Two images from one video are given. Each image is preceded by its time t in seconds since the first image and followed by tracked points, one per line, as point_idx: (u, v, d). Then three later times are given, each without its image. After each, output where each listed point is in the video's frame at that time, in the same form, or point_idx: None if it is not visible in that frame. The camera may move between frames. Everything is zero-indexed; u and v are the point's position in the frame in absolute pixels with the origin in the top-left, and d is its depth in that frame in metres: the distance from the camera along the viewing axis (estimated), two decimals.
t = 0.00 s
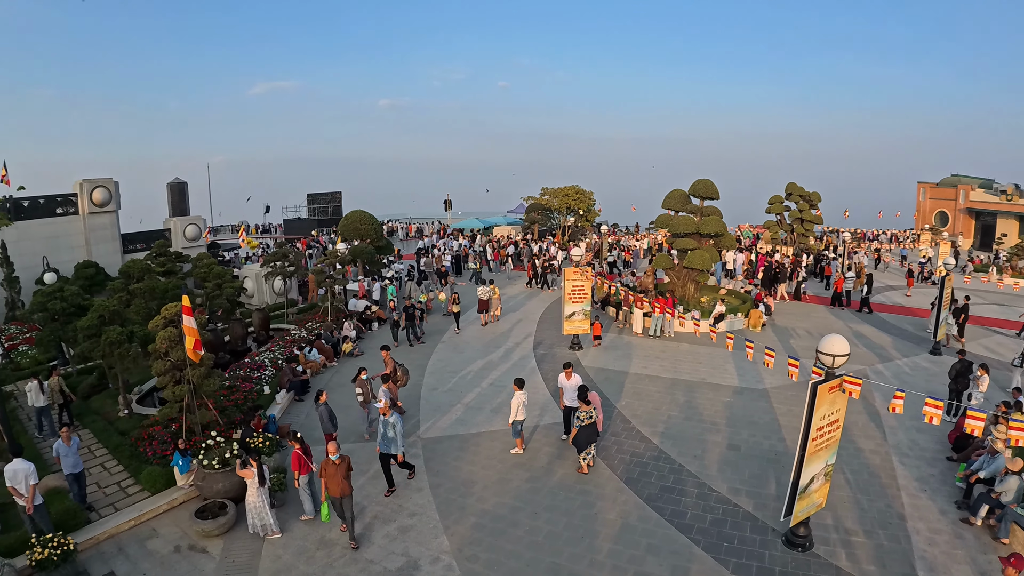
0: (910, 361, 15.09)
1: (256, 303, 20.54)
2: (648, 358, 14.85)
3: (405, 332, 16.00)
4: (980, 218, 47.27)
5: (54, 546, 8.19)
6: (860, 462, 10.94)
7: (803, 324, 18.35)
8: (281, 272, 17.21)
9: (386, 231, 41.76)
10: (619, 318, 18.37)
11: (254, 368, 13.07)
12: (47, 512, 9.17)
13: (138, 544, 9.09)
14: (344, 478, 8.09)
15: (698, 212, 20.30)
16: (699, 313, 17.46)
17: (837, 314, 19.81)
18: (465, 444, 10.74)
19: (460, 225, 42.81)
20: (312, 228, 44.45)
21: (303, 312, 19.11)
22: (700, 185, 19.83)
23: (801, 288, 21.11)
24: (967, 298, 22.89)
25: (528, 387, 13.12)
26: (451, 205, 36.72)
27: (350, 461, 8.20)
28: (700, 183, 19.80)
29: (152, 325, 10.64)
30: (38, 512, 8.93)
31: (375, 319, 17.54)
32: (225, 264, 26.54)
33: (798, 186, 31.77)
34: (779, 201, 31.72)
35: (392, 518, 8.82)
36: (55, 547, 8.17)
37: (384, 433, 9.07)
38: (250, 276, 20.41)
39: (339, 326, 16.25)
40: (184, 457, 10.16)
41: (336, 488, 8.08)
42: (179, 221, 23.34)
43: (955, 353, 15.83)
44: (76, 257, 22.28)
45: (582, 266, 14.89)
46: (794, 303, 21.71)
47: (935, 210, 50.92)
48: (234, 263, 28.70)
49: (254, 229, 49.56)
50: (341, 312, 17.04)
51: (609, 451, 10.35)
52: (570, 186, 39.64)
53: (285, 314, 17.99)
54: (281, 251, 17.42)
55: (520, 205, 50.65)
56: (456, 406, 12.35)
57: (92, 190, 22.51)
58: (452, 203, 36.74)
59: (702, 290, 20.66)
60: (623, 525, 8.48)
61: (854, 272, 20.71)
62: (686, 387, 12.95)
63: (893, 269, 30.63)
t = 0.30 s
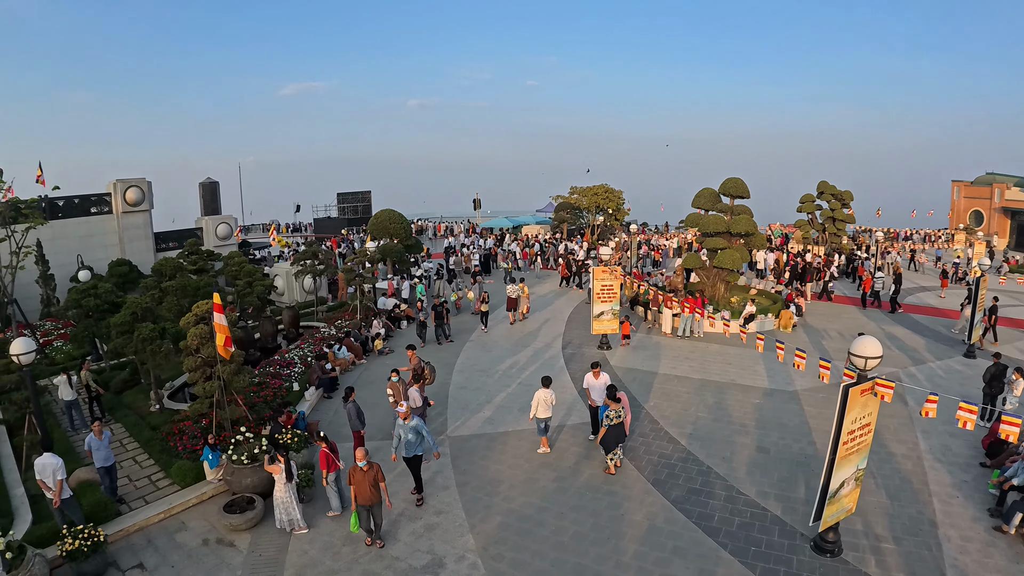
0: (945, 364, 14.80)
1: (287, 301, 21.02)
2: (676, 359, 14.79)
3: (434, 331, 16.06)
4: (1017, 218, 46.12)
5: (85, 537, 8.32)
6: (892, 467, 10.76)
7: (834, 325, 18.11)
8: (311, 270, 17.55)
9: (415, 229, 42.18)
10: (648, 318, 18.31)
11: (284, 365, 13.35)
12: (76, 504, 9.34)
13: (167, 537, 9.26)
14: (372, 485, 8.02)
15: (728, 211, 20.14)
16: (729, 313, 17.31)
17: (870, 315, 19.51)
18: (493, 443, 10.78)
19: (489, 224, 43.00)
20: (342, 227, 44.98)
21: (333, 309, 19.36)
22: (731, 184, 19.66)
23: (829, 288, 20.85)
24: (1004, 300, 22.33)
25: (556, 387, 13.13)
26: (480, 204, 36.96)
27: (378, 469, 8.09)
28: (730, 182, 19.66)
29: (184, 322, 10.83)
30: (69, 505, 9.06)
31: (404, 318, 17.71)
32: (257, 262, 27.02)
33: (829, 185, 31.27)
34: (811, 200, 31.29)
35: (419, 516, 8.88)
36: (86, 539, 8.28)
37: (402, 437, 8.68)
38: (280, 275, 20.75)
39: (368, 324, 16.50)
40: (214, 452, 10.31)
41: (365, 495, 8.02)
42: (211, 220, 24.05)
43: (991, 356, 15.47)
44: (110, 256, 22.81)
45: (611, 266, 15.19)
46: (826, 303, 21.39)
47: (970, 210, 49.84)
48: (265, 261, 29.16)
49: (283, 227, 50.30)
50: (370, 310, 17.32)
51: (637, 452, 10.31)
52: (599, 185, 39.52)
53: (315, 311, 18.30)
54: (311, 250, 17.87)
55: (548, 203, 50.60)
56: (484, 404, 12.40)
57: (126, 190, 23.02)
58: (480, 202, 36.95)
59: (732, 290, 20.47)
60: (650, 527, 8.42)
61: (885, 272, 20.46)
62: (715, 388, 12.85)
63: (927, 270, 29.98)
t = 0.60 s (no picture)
0: (979, 367, 14.51)
1: (315, 298, 21.50)
2: (704, 359, 14.71)
3: (461, 329, 16.20)
4: None
5: (114, 529, 8.45)
6: (922, 472, 10.58)
7: (866, 326, 17.84)
8: (339, 268, 17.89)
9: (442, 227, 42.51)
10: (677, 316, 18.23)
11: (312, 362, 13.66)
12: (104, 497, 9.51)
13: (195, 530, 9.42)
14: (395, 494, 7.67)
15: (758, 210, 19.95)
16: (758, 313, 17.16)
17: (902, 316, 19.19)
18: (520, 441, 10.81)
19: (517, 223, 43.13)
20: (370, 225, 45.43)
21: (361, 307, 19.67)
22: (760, 182, 19.48)
23: (855, 288, 20.67)
24: None
25: (583, 385, 13.13)
26: (508, 202, 37.09)
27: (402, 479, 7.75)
28: (760, 180, 19.47)
29: (213, 318, 10.99)
30: (96, 498, 9.24)
31: (432, 315, 17.86)
32: (286, 260, 27.49)
33: (860, 183, 30.74)
34: (842, 198, 30.83)
35: (444, 513, 8.91)
36: (115, 531, 8.42)
37: (426, 447, 8.36)
38: (309, 272, 21.35)
39: (396, 322, 16.71)
40: (242, 446, 10.46)
41: (388, 506, 7.66)
42: (240, 219, 24.96)
43: None
44: (141, 253, 23.33)
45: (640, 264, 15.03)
46: (857, 304, 21.09)
47: (1005, 208, 48.72)
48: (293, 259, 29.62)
49: (312, 225, 51.00)
50: (398, 308, 17.54)
51: (664, 452, 10.27)
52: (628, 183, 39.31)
53: (344, 309, 18.60)
54: (339, 247, 18.21)
55: (576, 201, 50.56)
56: (512, 403, 12.43)
57: (157, 189, 23.47)
58: (508, 200, 37.09)
59: (762, 289, 20.28)
60: (676, 529, 8.33)
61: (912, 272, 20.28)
62: (743, 388, 12.74)
63: (961, 270, 29.35)
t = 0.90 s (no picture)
0: (1013, 370, 14.21)
1: (343, 294, 21.92)
2: (732, 358, 14.63)
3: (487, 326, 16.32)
4: None
5: (142, 520, 8.58)
6: (952, 477, 10.39)
7: (897, 327, 17.57)
8: (367, 265, 18.17)
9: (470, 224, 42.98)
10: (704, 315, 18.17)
11: (339, 357, 13.89)
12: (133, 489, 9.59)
13: (221, 523, 9.57)
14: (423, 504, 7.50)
15: (787, 208, 19.73)
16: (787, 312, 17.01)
17: (933, 317, 18.85)
18: (545, 439, 10.85)
19: (545, 220, 43.27)
20: (397, 223, 45.84)
21: (388, 303, 19.94)
22: (789, 179, 19.27)
23: (881, 288, 20.43)
24: None
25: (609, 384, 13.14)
26: (533, 200, 37.20)
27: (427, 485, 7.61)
28: (789, 177, 19.26)
29: (242, 314, 11.12)
30: (126, 489, 9.34)
31: (458, 313, 18.02)
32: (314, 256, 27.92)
33: (891, 181, 30.22)
34: (872, 197, 30.35)
35: (469, 510, 8.94)
36: (142, 522, 8.55)
37: (448, 452, 8.42)
38: (337, 269, 21.85)
39: (423, 318, 16.90)
40: (269, 441, 10.60)
41: (414, 516, 7.48)
42: (269, 217, 25.80)
43: None
44: (172, 249, 23.81)
45: (667, 264, 15.23)
46: (887, 305, 20.75)
47: None
48: (321, 256, 30.04)
49: (340, 222, 51.67)
50: (425, 305, 17.77)
51: (690, 453, 10.22)
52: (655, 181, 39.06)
53: (371, 305, 18.85)
54: (367, 245, 18.51)
55: (601, 199, 50.44)
56: (538, 401, 12.48)
57: (187, 186, 23.88)
58: (535, 197, 37.12)
59: (791, 289, 20.05)
60: (701, 530, 8.24)
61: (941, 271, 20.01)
62: (771, 389, 12.64)
63: (995, 272, 28.70)
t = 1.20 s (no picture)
0: None
1: (370, 290, 22.20)
2: (761, 358, 14.55)
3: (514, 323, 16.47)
4: None
5: (169, 510, 8.68)
6: (982, 484, 10.22)
7: (929, 328, 17.28)
8: (395, 260, 18.55)
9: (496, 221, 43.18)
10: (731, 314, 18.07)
11: (365, 353, 13.98)
12: (161, 480, 9.60)
13: (246, 515, 9.67)
14: (446, 516, 7.16)
15: (817, 206, 19.50)
16: (816, 312, 16.84)
17: (965, 319, 18.52)
18: (571, 437, 10.89)
19: (571, 218, 43.29)
20: (424, 219, 46.20)
21: (414, 300, 20.21)
22: (819, 177, 19.05)
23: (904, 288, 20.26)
24: None
25: (635, 382, 13.13)
26: (560, 197, 37.14)
27: (453, 495, 7.29)
28: (819, 176, 19.03)
29: (269, 309, 11.30)
30: (151, 480, 9.34)
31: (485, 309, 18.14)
32: (341, 252, 28.30)
33: (923, 179, 29.67)
34: (903, 195, 29.82)
35: (494, 506, 8.95)
36: (169, 512, 8.65)
37: (463, 462, 8.17)
38: (364, 264, 22.07)
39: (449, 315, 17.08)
40: (295, 435, 10.72)
41: (437, 527, 7.17)
42: (298, 213, 26.25)
43: None
44: (200, 245, 24.25)
45: (695, 263, 15.15)
46: (917, 306, 20.44)
47: None
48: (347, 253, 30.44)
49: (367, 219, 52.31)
50: (451, 301, 18.03)
51: (716, 453, 10.18)
52: (682, 179, 38.12)
53: (398, 301, 19.13)
54: (394, 241, 18.79)
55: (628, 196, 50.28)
56: (565, 398, 12.56)
57: (217, 182, 24.29)
58: (561, 195, 37.07)
59: (819, 288, 19.82)
60: (726, 532, 8.14)
61: (967, 271, 19.73)
62: (799, 390, 12.54)
63: None
